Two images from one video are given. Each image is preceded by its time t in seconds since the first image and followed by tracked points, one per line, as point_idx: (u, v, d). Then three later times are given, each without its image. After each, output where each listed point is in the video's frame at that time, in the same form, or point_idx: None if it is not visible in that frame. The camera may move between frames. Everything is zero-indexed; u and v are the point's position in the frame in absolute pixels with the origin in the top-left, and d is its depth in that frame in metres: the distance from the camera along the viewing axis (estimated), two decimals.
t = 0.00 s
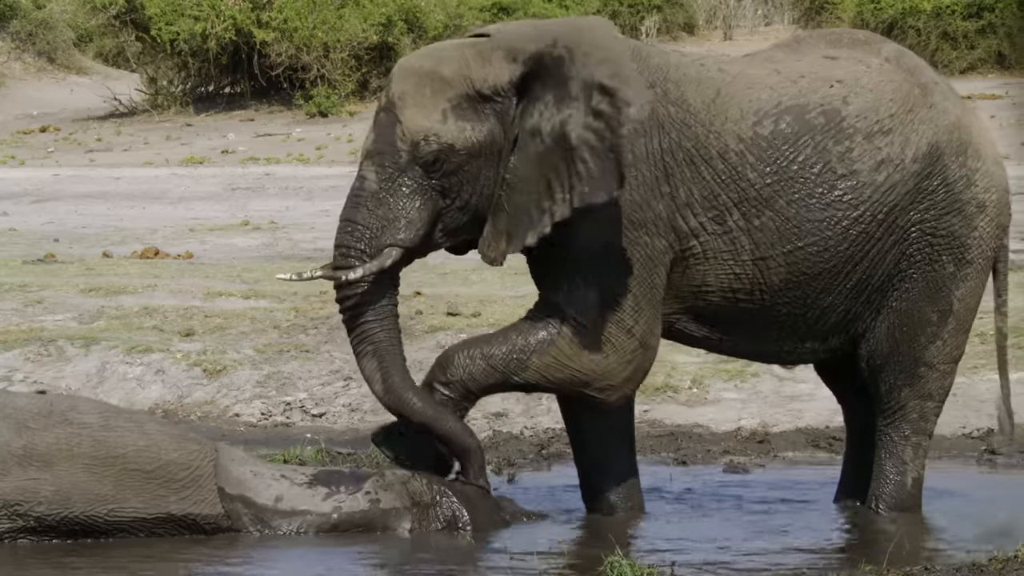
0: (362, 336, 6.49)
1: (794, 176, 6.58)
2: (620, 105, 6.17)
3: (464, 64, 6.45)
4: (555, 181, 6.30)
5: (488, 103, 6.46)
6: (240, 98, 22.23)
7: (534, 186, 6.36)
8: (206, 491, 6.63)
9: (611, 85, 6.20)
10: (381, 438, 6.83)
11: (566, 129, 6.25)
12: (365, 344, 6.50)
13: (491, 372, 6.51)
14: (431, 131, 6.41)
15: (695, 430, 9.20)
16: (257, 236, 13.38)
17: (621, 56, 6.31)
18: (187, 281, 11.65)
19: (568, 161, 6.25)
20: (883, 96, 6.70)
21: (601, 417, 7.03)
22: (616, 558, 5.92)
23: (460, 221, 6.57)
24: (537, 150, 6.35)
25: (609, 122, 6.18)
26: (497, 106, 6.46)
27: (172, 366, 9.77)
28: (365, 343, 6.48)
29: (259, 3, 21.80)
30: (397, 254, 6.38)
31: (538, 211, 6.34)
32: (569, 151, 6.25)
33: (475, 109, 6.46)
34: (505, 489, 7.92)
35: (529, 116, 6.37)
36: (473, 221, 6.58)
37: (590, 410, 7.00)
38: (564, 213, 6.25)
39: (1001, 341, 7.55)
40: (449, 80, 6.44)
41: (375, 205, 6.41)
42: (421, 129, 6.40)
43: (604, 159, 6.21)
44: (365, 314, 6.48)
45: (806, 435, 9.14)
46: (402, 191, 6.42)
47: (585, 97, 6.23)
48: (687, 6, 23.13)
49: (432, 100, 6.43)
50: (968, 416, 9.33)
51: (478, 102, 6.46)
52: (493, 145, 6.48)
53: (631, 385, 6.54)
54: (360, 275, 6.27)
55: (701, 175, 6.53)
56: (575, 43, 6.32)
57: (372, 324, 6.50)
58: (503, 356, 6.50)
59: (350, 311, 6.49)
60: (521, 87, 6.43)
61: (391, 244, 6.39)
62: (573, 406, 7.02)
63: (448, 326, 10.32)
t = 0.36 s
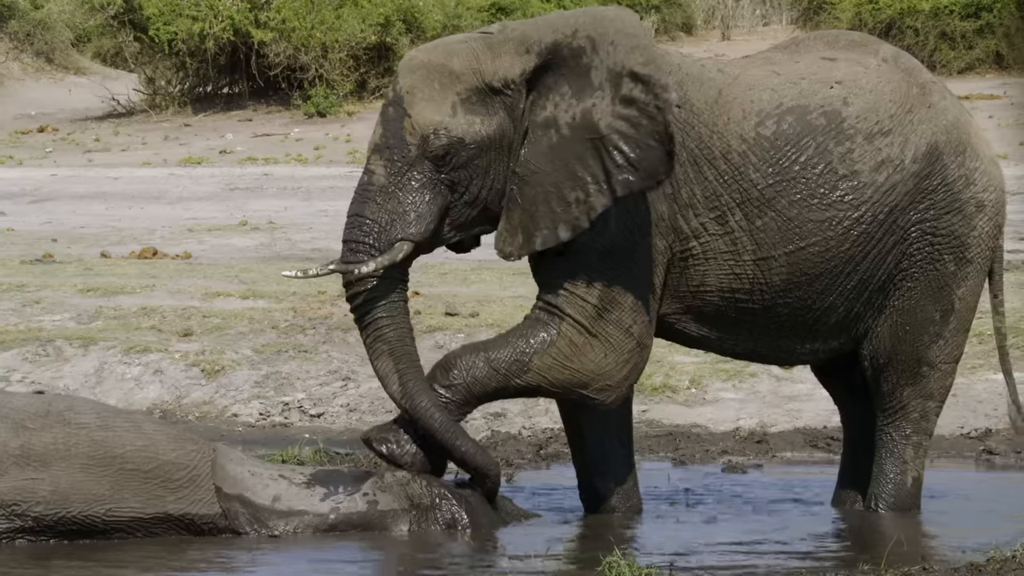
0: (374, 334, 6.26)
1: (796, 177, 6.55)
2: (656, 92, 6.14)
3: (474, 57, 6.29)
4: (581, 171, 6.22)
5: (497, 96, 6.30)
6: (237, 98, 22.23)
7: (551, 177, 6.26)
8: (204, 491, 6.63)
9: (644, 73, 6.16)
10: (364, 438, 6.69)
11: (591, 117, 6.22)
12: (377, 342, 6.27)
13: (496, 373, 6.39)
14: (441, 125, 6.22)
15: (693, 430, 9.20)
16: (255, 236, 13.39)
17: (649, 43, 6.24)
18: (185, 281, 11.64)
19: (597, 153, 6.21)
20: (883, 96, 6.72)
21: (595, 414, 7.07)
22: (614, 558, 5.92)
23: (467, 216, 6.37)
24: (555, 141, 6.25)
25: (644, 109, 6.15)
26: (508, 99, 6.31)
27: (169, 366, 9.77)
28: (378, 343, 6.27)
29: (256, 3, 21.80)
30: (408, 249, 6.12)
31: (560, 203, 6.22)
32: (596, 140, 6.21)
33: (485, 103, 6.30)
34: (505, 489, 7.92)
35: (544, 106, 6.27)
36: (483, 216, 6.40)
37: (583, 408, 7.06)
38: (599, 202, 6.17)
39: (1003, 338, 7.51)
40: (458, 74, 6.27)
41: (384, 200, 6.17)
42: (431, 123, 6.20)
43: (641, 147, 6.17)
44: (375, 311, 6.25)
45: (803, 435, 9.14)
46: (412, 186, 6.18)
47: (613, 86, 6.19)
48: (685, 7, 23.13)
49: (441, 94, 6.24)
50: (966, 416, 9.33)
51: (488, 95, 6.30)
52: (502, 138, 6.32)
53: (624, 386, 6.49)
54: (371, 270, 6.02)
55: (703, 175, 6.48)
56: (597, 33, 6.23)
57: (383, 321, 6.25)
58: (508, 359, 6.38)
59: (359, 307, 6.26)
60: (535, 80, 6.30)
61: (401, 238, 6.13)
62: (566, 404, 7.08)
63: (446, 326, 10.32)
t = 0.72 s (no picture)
0: (403, 339, 6.29)
1: (798, 177, 6.55)
2: (676, 80, 6.12)
3: (483, 56, 6.27)
4: (602, 161, 6.23)
5: (509, 92, 6.28)
6: (236, 98, 22.22)
7: (571, 168, 6.26)
8: (204, 491, 6.63)
9: (661, 61, 6.13)
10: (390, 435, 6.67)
11: (608, 107, 6.20)
12: (406, 347, 6.29)
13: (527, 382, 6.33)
14: (457, 126, 6.20)
15: (691, 430, 9.20)
16: (253, 236, 13.38)
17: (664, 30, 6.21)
18: (184, 281, 11.64)
19: (616, 142, 6.21)
20: (882, 96, 6.73)
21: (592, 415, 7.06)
22: (612, 558, 5.92)
23: (489, 213, 6.36)
24: (570, 133, 6.25)
25: (663, 97, 6.14)
26: (519, 94, 6.29)
27: (168, 366, 9.76)
28: (406, 348, 6.29)
29: (255, 3, 21.78)
30: (437, 253, 6.14)
31: (583, 194, 6.23)
32: (616, 130, 6.20)
33: (497, 100, 6.28)
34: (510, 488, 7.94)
35: (557, 98, 6.25)
36: (502, 212, 6.39)
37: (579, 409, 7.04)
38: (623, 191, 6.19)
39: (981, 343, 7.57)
40: (469, 74, 6.24)
41: (407, 207, 6.17)
42: (447, 126, 6.19)
43: (663, 135, 6.16)
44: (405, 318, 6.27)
45: (802, 435, 9.14)
46: (434, 190, 6.17)
47: (630, 75, 6.17)
48: (683, 6, 23.14)
49: (453, 95, 6.22)
50: (964, 415, 9.34)
51: (500, 92, 6.28)
52: (518, 135, 6.30)
53: (650, 390, 6.48)
54: (403, 279, 6.04)
55: (706, 175, 6.47)
56: (609, 23, 6.21)
57: (413, 327, 6.28)
58: (537, 366, 6.32)
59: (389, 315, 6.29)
60: (546, 74, 6.27)
61: (429, 244, 6.15)
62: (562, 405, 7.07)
63: (445, 326, 10.32)
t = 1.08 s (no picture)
0: (411, 338, 6.32)
1: (800, 177, 6.55)
2: (676, 71, 6.13)
3: (484, 52, 6.26)
4: (604, 155, 6.22)
5: (510, 89, 6.28)
6: (234, 98, 22.21)
7: (572, 163, 6.24)
8: (204, 492, 6.62)
9: (661, 51, 6.14)
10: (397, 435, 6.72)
11: (608, 100, 6.21)
12: (414, 346, 6.33)
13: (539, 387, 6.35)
14: (458, 123, 6.19)
15: (689, 430, 9.20)
16: (251, 236, 13.38)
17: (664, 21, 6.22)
18: (182, 281, 11.64)
19: (619, 135, 6.21)
20: (882, 97, 6.73)
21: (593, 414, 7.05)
22: (610, 558, 5.92)
23: (493, 210, 6.36)
24: (573, 128, 6.24)
25: (664, 88, 6.14)
26: (521, 90, 6.29)
27: (166, 366, 9.76)
28: (412, 348, 6.32)
29: (253, 3, 21.76)
30: (438, 250, 6.14)
31: (584, 188, 6.22)
32: (618, 123, 6.20)
33: (499, 96, 6.28)
34: (505, 489, 7.93)
35: (557, 93, 6.25)
36: (508, 208, 6.38)
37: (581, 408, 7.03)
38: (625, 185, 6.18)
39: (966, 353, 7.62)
40: (470, 71, 6.24)
41: (409, 204, 6.17)
42: (448, 122, 6.17)
43: (663, 126, 6.16)
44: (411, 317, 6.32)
45: (800, 435, 9.14)
46: (435, 187, 6.17)
47: (630, 67, 6.18)
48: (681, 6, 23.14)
49: (454, 92, 6.21)
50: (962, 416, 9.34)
51: (501, 89, 6.27)
52: (519, 131, 6.30)
53: (659, 390, 6.50)
54: (402, 277, 6.04)
55: (710, 175, 6.46)
56: (609, 16, 6.21)
57: (419, 326, 6.32)
58: (546, 368, 6.34)
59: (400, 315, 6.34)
60: (547, 69, 6.28)
61: (431, 240, 6.15)
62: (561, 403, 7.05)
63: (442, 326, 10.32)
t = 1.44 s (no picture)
0: (405, 343, 6.39)
1: (801, 177, 6.55)
2: (667, 89, 6.10)
3: (481, 59, 6.32)
4: (593, 167, 6.22)
5: (506, 97, 6.33)
6: (231, 98, 22.19)
7: (564, 175, 6.26)
8: (205, 492, 6.62)
9: (653, 68, 6.11)
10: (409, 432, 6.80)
11: (601, 113, 6.20)
12: (409, 351, 6.39)
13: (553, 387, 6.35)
14: (453, 129, 6.27)
15: (686, 430, 9.20)
16: (248, 236, 13.38)
17: (659, 38, 6.19)
18: (179, 281, 11.63)
19: (608, 150, 6.20)
20: (882, 99, 6.74)
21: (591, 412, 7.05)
22: (607, 558, 5.92)
23: (489, 217, 6.43)
24: (567, 139, 6.26)
25: (653, 105, 6.12)
26: (518, 98, 6.34)
27: (163, 366, 9.76)
28: (408, 352, 6.38)
29: (251, 3, 21.73)
30: (431, 257, 6.21)
31: (574, 200, 6.23)
32: (607, 136, 6.19)
33: (495, 104, 6.34)
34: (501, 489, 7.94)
35: (552, 104, 6.28)
36: (504, 215, 6.45)
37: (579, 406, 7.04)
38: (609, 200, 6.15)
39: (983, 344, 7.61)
40: (467, 78, 6.31)
41: (404, 209, 6.25)
42: (443, 129, 6.26)
43: (651, 142, 6.14)
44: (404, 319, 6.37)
45: (797, 435, 9.14)
46: (430, 193, 6.26)
47: (623, 82, 6.15)
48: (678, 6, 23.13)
49: (451, 99, 6.29)
50: (960, 415, 9.34)
51: (498, 96, 6.33)
52: (516, 139, 6.36)
53: (668, 390, 6.49)
54: (394, 283, 6.12)
55: (712, 176, 6.44)
56: (606, 28, 6.20)
57: (414, 331, 6.38)
58: (556, 367, 6.33)
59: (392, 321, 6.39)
60: (542, 79, 6.31)
61: (424, 247, 6.22)
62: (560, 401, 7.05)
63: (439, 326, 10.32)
